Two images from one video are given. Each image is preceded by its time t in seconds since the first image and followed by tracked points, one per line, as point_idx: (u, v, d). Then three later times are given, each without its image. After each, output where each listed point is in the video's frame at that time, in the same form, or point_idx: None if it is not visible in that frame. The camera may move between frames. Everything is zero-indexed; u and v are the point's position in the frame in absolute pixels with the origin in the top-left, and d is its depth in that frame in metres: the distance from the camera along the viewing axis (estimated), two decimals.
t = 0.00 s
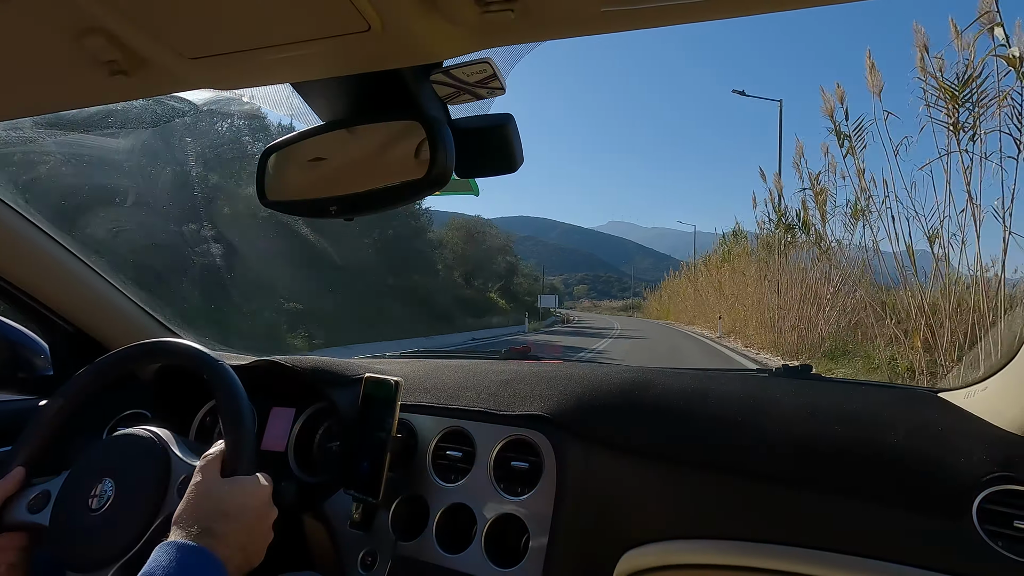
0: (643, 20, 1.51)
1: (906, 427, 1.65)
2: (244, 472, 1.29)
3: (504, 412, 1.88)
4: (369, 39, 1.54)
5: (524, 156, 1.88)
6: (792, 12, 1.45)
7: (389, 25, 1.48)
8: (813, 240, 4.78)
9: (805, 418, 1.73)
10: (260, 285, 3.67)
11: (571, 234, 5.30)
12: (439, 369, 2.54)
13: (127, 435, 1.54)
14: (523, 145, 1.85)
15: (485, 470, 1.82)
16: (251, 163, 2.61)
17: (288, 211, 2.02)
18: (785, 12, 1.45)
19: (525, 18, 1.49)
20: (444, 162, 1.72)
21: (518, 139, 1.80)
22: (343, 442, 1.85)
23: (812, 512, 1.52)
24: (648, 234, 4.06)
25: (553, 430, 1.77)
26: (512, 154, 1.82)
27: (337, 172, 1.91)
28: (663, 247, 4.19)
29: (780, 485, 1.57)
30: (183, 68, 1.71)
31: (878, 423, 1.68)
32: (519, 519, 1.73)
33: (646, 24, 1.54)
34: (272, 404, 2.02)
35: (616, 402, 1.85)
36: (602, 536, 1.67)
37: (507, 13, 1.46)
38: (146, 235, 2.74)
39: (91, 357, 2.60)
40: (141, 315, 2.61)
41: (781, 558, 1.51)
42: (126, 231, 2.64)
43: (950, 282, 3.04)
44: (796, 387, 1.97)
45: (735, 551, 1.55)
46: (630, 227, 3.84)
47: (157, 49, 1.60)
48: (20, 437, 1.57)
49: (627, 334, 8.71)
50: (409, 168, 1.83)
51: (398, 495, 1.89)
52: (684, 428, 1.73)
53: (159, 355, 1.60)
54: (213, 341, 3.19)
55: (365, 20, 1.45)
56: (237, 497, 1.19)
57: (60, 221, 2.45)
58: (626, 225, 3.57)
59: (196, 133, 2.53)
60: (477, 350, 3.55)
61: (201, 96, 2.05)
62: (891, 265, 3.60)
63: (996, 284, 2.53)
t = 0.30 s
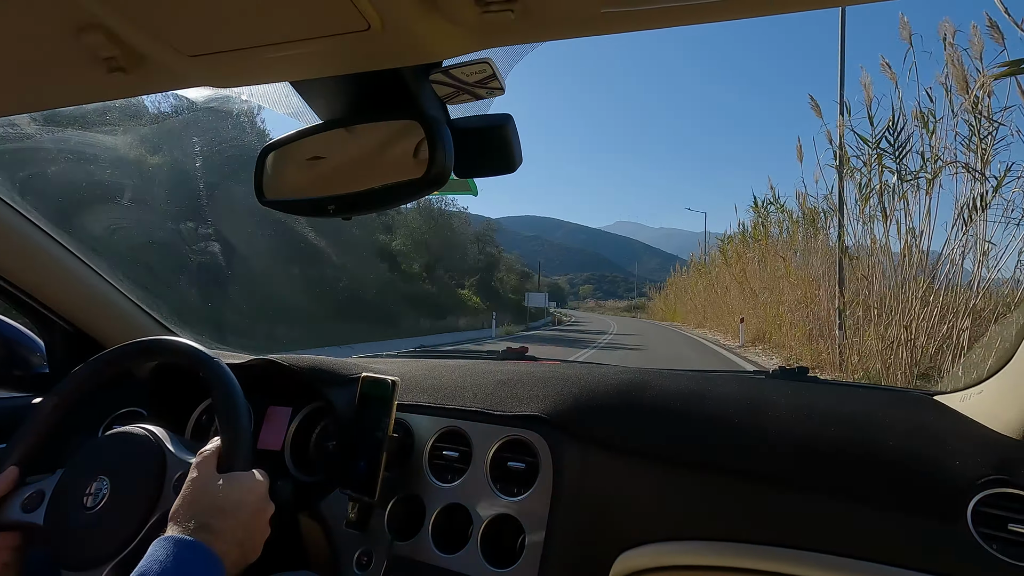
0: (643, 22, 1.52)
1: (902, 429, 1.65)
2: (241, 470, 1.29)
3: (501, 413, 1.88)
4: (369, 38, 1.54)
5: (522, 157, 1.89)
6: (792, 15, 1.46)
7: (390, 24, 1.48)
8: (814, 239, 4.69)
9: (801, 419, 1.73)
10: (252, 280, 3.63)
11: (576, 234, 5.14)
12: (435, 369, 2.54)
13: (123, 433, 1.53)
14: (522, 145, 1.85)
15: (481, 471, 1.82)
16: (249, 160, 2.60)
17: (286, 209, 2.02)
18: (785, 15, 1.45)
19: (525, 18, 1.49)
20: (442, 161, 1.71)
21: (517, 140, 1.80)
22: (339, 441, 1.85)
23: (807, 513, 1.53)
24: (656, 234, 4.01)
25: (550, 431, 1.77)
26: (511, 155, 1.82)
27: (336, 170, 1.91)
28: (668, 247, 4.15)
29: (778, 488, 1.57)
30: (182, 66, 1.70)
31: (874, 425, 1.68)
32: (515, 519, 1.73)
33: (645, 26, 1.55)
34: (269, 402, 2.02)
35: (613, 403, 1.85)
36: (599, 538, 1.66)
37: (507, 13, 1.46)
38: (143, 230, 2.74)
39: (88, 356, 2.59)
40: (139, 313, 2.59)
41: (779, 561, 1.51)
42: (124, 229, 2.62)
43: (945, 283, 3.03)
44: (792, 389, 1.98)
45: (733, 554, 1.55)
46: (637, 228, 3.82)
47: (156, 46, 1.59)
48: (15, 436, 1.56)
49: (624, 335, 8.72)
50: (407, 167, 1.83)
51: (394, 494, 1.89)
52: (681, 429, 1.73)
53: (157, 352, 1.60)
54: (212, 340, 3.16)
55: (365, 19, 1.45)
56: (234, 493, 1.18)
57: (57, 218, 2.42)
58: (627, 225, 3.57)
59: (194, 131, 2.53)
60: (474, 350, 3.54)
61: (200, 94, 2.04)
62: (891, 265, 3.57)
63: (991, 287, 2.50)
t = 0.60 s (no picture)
0: (644, 24, 1.52)
1: (897, 433, 1.66)
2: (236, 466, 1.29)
3: (497, 413, 1.88)
4: (369, 37, 1.54)
5: (522, 157, 1.89)
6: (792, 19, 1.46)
7: (390, 23, 1.48)
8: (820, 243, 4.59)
9: (797, 422, 1.74)
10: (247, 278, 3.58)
11: (582, 234, 5.07)
12: (432, 368, 2.53)
13: (118, 430, 1.53)
14: (521, 145, 1.85)
15: (476, 471, 1.82)
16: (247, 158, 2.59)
17: (284, 207, 2.01)
18: (785, 19, 1.46)
19: (526, 19, 1.49)
20: (441, 161, 1.70)
21: (516, 140, 1.80)
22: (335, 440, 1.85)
23: (801, 516, 1.53)
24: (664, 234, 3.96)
25: (546, 431, 1.77)
26: (511, 154, 1.82)
27: (335, 169, 1.91)
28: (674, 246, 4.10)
29: (773, 490, 1.57)
30: (181, 62, 1.70)
31: (870, 428, 1.69)
32: (510, 519, 1.72)
33: (645, 28, 1.55)
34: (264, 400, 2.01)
35: (609, 404, 1.85)
36: (595, 539, 1.66)
37: (508, 14, 1.46)
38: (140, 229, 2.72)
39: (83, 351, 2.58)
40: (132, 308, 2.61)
41: (773, 563, 1.51)
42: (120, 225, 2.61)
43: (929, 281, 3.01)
44: (788, 392, 1.99)
45: (728, 556, 1.55)
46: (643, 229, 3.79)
47: (156, 42, 1.59)
48: (9, 432, 1.55)
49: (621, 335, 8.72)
50: (406, 166, 1.83)
51: (390, 493, 1.89)
52: (677, 430, 1.74)
53: (154, 349, 1.59)
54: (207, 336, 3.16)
55: (366, 18, 1.45)
56: (229, 489, 1.18)
57: (54, 212, 2.44)
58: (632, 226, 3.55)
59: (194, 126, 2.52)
60: (471, 350, 3.53)
61: (199, 91, 2.04)
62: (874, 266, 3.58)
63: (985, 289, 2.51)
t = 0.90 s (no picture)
0: (642, 23, 1.52)
1: (893, 431, 1.66)
2: (233, 467, 1.28)
3: (495, 411, 1.88)
4: (367, 35, 1.53)
5: (519, 155, 1.89)
6: (791, 19, 1.47)
7: (388, 21, 1.48)
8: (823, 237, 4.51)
9: (794, 420, 1.74)
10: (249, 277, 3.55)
11: (591, 235, 4.86)
12: (430, 367, 2.53)
13: (115, 429, 1.52)
14: (519, 144, 1.86)
15: (475, 469, 1.82)
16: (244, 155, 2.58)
17: (281, 206, 2.00)
18: (784, 18, 1.46)
19: (524, 17, 1.49)
20: (439, 159, 1.70)
21: (514, 139, 1.80)
22: (333, 439, 1.84)
23: (796, 514, 1.54)
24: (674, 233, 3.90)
25: (544, 430, 1.77)
26: (508, 153, 1.82)
27: (333, 167, 1.90)
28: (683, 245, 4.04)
29: (770, 488, 1.58)
30: (178, 60, 1.69)
31: (866, 426, 1.69)
32: (508, 518, 1.72)
33: (643, 27, 1.55)
34: (261, 399, 2.01)
35: (608, 403, 1.85)
36: (593, 537, 1.66)
37: (506, 12, 1.45)
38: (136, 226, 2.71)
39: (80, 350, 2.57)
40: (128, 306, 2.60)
41: (770, 561, 1.51)
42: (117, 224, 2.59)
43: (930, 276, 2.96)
44: (784, 390, 1.99)
45: (726, 554, 1.55)
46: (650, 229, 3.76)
47: (152, 39, 1.58)
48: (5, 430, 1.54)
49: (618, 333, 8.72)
50: (404, 164, 1.83)
51: (388, 492, 1.88)
52: (674, 429, 1.74)
53: (152, 348, 1.59)
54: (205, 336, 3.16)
55: (364, 16, 1.45)
56: (225, 490, 1.18)
57: (50, 211, 2.42)
58: (639, 224, 3.52)
59: (190, 124, 2.51)
60: (469, 349, 3.52)
61: (195, 89, 2.03)
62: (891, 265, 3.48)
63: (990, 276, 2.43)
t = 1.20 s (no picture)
0: (638, 24, 1.53)
1: (889, 429, 1.67)
2: (230, 470, 1.28)
3: (493, 412, 1.88)
4: (363, 36, 1.53)
5: (516, 156, 1.89)
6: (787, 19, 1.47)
7: (384, 22, 1.48)
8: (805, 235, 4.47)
9: (791, 419, 1.75)
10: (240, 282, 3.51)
11: (598, 234, 4.78)
12: (427, 368, 2.53)
13: (112, 431, 1.52)
14: (516, 144, 1.86)
15: (473, 470, 1.82)
16: (242, 157, 2.58)
17: (278, 207, 2.00)
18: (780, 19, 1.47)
19: (520, 19, 1.49)
20: (436, 160, 1.70)
21: (511, 140, 1.80)
22: (331, 440, 1.84)
23: (794, 514, 1.54)
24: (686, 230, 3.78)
25: (542, 431, 1.77)
26: (506, 154, 1.82)
27: (330, 168, 1.90)
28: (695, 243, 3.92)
29: (767, 488, 1.58)
30: (174, 62, 1.69)
31: (863, 425, 1.70)
32: (507, 518, 1.73)
33: (639, 28, 1.56)
34: (258, 401, 2.01)
35: (605, 403, 1.85)
36: (591, 538, 1.66)
37: (502, 14, 1.46)
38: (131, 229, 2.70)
39: (75, 353, 2.56)
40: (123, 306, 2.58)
41: (768, 561, 1.52)
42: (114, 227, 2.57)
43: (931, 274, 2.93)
44: (782, 390, 2.00)
45: (723, 554, 1.56)
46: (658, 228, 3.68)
47: (148, 42, 1.58)
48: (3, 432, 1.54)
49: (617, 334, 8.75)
50: (402, 166, 1.83)
51: (386, 493, 1.88)
52: (672, 429, 1.74)
53: (149, 350, 1.58)
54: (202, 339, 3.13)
55: (361, 18, 1.46)
56: (222, 495, 1.18)
57: (47, 215, 2.42)
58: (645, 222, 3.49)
59: (187, 126, 2.50)
60: (466, 350, 3.52)
61: (191, 90, 2.03)
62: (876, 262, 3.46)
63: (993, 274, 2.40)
